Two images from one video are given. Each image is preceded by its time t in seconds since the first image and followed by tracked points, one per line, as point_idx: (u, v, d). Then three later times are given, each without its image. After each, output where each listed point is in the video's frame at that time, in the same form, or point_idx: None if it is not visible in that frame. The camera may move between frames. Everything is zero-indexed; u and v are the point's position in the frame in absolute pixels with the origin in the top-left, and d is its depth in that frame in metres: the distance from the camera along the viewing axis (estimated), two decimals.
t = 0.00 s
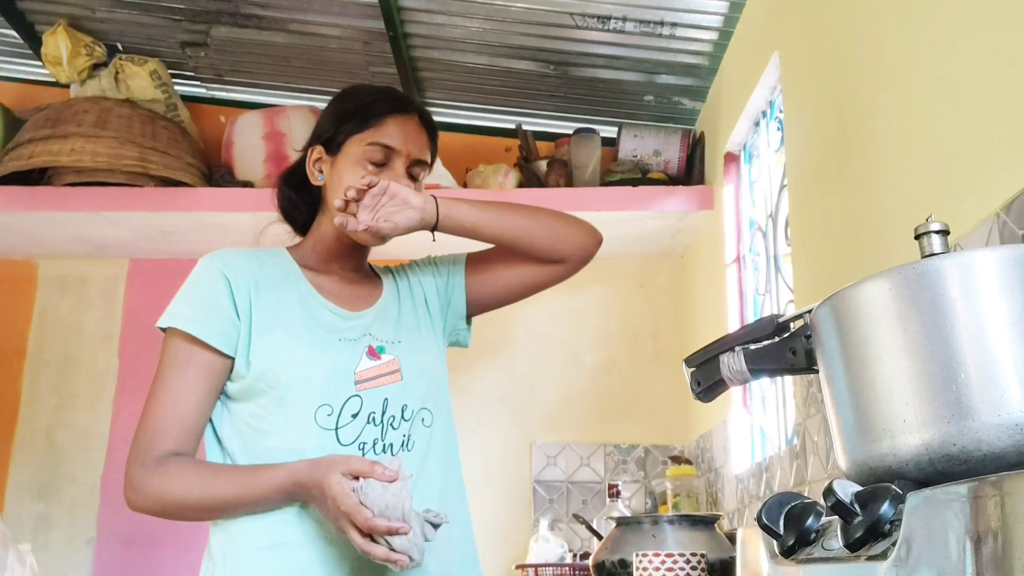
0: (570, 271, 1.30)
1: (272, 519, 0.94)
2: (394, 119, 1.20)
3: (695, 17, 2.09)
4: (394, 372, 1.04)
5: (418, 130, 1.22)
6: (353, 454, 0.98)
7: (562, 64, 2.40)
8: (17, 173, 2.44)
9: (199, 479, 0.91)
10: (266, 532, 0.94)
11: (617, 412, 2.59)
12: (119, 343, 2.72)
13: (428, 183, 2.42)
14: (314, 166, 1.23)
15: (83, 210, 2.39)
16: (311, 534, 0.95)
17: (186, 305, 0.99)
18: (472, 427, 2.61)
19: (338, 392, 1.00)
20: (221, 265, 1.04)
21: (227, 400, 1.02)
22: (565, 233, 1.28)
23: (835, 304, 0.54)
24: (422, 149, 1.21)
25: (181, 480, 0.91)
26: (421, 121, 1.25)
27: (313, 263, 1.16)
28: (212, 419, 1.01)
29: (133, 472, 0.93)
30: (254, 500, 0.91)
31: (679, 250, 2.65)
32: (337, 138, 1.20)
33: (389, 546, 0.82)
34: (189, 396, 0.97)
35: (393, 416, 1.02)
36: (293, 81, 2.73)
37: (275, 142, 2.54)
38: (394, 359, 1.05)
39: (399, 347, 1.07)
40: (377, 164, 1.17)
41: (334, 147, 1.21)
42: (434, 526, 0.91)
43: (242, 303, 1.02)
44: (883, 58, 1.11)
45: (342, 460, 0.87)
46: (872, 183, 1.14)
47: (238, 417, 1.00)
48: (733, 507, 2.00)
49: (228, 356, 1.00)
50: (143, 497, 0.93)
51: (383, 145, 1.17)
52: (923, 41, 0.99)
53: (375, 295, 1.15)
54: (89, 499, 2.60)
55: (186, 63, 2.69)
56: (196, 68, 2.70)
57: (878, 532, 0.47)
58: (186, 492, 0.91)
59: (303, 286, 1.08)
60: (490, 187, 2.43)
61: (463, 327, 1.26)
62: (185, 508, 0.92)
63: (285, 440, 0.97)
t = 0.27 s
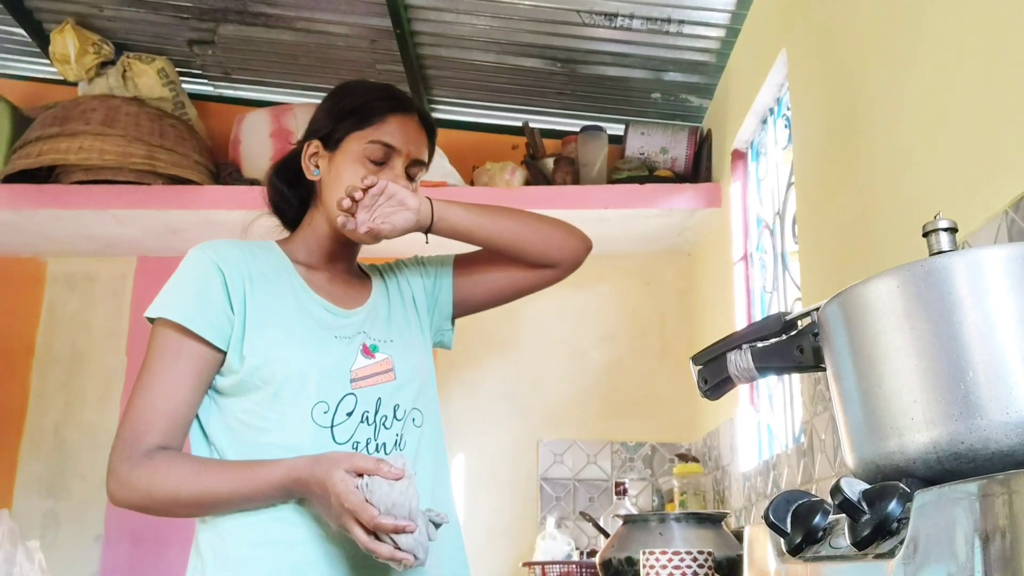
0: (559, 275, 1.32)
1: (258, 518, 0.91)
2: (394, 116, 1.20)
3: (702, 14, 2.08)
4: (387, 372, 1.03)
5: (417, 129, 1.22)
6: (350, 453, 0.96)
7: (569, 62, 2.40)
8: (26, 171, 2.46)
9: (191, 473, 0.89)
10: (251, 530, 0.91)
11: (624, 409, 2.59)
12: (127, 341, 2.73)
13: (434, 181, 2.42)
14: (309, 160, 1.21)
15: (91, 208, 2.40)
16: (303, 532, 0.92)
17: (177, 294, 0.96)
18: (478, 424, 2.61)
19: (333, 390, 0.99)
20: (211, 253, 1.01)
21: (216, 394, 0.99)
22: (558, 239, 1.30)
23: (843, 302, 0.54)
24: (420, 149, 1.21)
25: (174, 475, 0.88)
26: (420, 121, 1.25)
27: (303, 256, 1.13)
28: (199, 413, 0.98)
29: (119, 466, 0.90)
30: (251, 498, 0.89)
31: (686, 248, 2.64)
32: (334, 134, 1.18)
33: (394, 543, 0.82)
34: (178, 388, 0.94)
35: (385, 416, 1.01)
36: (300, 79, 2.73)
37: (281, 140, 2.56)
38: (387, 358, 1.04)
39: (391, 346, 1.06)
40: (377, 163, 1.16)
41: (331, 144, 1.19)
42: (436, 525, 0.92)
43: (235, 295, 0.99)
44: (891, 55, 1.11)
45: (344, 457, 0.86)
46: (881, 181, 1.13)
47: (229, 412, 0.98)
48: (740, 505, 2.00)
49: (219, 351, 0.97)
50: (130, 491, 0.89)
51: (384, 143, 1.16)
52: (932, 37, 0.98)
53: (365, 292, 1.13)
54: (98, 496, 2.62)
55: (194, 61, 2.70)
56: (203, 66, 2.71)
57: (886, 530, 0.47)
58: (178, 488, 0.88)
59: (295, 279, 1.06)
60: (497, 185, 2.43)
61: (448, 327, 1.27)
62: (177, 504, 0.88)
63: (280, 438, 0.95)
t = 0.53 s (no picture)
0: (553, 275, 1.33)
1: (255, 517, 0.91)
2: (394, 117, 1.20)
3: (708, 14, 2.08)
4: (382, 371, 1.03)
5: (415, 129, 1.23)
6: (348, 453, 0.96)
7: (575, 62, 2.40)
8: (33, 172, 2.47)
9: (187, 473, 0.87)
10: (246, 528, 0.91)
11: (631, 410, 2.59)
12: (134, 341, 2.74)
13: (439, 181, 2.42)
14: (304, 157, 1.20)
15: (97, 208, 2.41)
16: (301, 533, 0.92)
17: (171, 291, 0.95)
18: (484, 424, 2.61)
19: (330, 390, 0.98)
20: (203, 250, 1.00)
21: (209, 393, 0.98)
22: (549, 241, 1.30)
23: (849, 303, 0.54)
24: (417, 149, 1.22)
25: (169, 475, 0.87)
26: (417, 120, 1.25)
27: (296, 254, 1.13)
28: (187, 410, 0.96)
29: (111, 466, 0.88)
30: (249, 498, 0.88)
31: (692, 248, 2.64)
32: (332, 132, 1.18)
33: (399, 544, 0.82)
34: (172, 386, 0.93)
35: (380, 416, 1.01)
36: (306, 80, 2.74)
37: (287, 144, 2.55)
38: (383, 357, 1.04)
39: (386, 346, 1.06)
40: (375, 162, 1.16)
41: (328, 142, 1.18)
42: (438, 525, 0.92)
43: (231, 292, 0.99)
44: (897, 55, 1.10)
45: (349, 457, 0.86)
46: (888, 181, 1.13)
47: (224, 412, 0.97)
48: (746, 505, 1.99)
49: (213, 349, 0.96)
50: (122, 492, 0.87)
51: (383, 143, 1.17)
52: (939, 37, 0.98)
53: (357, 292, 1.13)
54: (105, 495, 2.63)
55: (200, 62, 2.71)
56: (210, 67, 2.72)
57: (893, 531, 0.47)
58: (174, 487, 0.87)
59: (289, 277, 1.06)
60: (504, 185, 2.43)
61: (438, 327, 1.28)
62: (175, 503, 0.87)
63: (276, 438, 0.94)
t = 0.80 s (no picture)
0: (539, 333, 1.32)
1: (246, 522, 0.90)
2: (379, 101, 1.19)
3: (702, 12, 2.08)
4: (374, 370, 1.02)
5: (399, 112, 1.22)
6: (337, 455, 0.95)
7: (569, 60, 2.40)
8: (26, 170, 2.46)
9: (172, 480, 0.86)
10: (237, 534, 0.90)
11: (625, 408, 2.59)
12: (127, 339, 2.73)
13: (434, 179, 2.42)
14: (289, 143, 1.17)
15: (90, 206, 2.39)
16: (288, 537, 0.91)
17: (154, 293, 0.92)
18: (479, 422, 2.61)
19: (319, 390, 0.97)
20: (187, 249, 0.98)
21: (196, 394, 0.97)
22: (548, 293, 1.28)
23: (844, 301, 0.54)
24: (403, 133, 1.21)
25: (156, 480, 0.86)
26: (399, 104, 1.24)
27: (284, 249, 1.10)
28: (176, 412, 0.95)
29: (96, 472, 0.87)
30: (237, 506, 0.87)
31: (686, 246, 2.64)
32: (317, 118, 1.16)
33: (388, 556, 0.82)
34: (156, 390, 0.91)
35: (371, 416, 1.01)
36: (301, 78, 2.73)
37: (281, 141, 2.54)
38: (374, 356, 1.03)
39: (378, 343, 1.05)
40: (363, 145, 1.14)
41: (313, 126, 1.16)
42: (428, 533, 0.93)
43: (217, 293, 0.97)
44: (891, 53, 1.11)
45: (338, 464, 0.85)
46: (881, 180, 1.13)
47: (212, 414, 0.95)
48: (740, 503, 2.00)
49: (200, 351, 0.95)
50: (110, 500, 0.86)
51: (371, 125, 1.15)
52: (933, 35, 0.98)
53: (346, 287, 1.12)
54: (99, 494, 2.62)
55: (194, 59, 2.70)
56: (204, 65, 2.71)
57: (886, 529, 0.47)
58: (162, 494, 0.85)
59: (275, 273, 1.03)
60: (498, 183, 2.43)
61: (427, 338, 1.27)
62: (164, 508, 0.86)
63: (267, 441, 0.94)
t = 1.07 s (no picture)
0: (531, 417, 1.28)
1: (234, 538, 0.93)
2: (366, 95, 1.26)
3: (698, 26, 2.09)
4: (388, 394, 1.04)
5: (389, 103, 1.28)
6: (346, 474, 0.98)
7: (566, 73, 2.41)
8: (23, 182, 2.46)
9: (181, 488, 0.88)
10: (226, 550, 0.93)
11: (623, 421, 2.59)
12: (124, 352, 2.73)
13: (431, 192, 2.42)
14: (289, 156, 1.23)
15: (87, 218, 2.39)
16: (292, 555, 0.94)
17: (168, 304, 0.95)
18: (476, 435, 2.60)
19: (335, 407, 1.00)
20: (202, 261, 1.01)
21: (209, 402, 1.00)
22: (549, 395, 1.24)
23: (840, 313, 0.54)
24: (396, 124, 1.27)
25: (167, 487, 0.87)
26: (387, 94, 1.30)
27: (302, 258, 1.15)
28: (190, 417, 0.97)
29: (106, 477, 0.88)
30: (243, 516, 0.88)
31: (683, 258, 2.65)
32: (309, 125, 1.23)
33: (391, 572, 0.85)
34: (168, 399, 0.93)
35: (384, 439, 1.03)
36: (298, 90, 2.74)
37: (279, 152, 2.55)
38: (391, 379, 1.05)
39: (394, 366, 1.07)
40: (360, 139, 1.21)
41: (309, 131, 1.23)
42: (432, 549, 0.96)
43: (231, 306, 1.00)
44: (886, 67, 1.11)
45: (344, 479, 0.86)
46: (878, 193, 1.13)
47: (221, 423, 0.98)
48: (738, 516, 1.99)
49: (214, 360, 0.98)
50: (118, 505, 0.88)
51: (363, 118, 1.23)
52: (927, 49, 0.99)
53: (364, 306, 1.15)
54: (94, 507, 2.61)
55: (192, 72, 2.71)
56: (202, 78, 2.72)
57: (884, 541, 0.47)
58: (171, 501, 0.87)
59: (291, 287, 1.06)
60: (495, 194, 2.44)
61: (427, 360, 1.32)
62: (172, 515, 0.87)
63: (278, 452, 0.97)
